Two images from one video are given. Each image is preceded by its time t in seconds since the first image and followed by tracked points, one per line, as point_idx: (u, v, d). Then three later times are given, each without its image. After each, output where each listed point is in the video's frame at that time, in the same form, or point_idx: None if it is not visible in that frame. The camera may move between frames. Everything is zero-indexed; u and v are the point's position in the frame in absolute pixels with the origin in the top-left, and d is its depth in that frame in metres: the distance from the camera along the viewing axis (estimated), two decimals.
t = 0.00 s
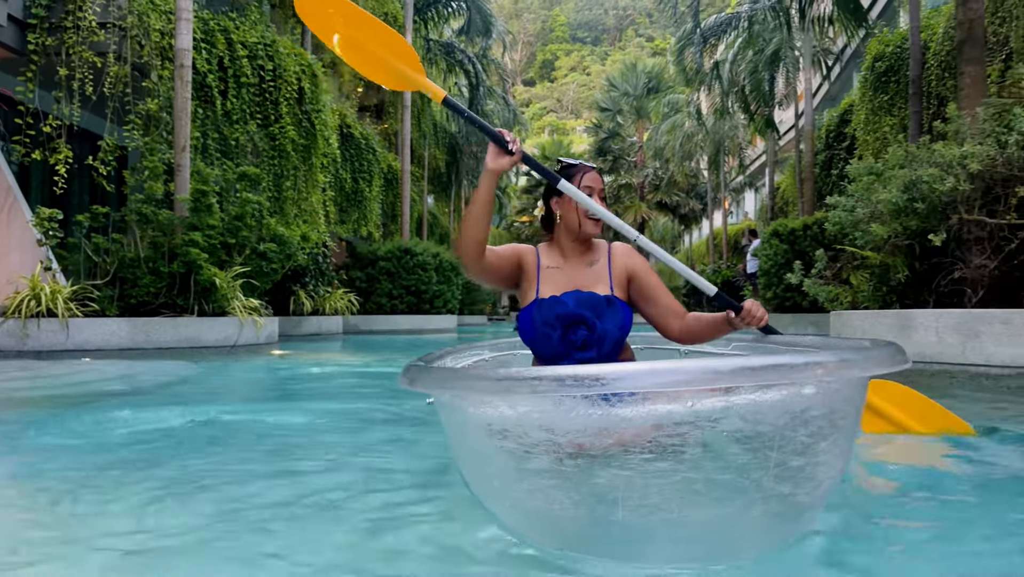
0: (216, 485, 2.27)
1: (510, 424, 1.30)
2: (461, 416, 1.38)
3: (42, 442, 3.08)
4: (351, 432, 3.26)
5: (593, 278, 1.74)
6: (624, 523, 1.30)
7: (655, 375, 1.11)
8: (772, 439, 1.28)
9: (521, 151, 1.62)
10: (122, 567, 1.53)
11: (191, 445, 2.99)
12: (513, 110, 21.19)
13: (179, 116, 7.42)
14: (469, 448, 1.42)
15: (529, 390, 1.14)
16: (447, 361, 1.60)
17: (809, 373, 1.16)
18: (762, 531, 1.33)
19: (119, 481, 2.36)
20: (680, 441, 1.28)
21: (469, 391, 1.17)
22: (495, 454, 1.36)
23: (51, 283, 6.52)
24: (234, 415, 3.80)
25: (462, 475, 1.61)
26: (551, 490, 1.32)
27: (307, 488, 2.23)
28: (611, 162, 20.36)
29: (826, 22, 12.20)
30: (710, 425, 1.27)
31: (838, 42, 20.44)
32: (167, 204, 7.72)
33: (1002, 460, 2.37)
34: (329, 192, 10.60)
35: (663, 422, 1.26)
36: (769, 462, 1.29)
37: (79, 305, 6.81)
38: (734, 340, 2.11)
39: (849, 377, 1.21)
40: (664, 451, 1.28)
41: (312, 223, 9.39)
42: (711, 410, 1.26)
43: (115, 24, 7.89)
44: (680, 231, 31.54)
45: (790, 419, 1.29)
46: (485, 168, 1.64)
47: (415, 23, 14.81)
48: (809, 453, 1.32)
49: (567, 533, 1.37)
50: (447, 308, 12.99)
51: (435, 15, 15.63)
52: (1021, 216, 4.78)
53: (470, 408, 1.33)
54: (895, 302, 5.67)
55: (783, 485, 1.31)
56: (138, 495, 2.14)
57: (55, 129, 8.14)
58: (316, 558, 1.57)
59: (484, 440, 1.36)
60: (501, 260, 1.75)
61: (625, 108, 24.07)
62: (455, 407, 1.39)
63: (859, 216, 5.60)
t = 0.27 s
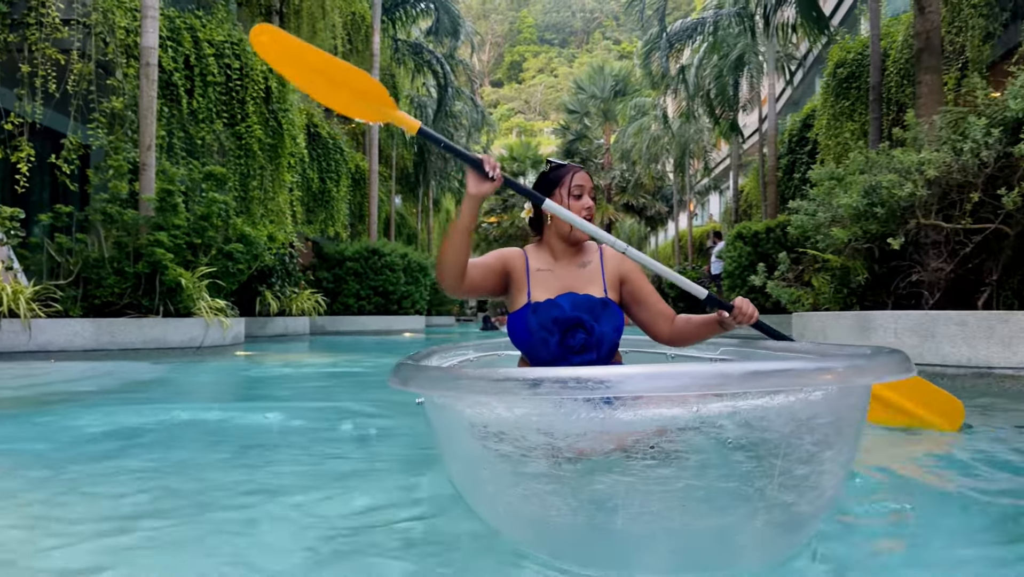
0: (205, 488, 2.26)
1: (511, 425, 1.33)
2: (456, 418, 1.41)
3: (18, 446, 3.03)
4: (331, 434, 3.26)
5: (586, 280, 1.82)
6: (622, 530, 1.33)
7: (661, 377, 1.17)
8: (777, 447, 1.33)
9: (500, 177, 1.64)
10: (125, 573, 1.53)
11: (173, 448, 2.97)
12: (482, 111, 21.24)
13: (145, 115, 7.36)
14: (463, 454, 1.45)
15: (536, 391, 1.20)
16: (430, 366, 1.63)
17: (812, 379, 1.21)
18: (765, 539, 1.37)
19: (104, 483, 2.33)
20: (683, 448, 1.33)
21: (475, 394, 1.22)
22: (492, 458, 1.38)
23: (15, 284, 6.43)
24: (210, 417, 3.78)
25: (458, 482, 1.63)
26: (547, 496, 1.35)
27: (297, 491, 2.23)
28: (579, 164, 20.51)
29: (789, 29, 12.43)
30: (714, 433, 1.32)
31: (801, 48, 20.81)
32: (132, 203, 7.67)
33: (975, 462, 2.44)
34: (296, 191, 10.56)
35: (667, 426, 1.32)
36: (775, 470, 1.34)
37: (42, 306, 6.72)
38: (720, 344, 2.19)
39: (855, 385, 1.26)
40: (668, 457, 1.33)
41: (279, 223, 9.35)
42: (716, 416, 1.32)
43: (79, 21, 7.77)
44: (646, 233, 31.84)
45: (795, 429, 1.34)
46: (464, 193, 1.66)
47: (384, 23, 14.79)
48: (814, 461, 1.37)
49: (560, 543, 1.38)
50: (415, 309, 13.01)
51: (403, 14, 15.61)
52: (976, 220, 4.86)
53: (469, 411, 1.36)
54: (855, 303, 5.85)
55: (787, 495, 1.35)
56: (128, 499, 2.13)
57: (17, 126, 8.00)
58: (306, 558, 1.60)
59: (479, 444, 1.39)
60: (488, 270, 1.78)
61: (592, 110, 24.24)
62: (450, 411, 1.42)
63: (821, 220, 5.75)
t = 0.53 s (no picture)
0: (204, 489, 2.24)
1: (525, 429, 1.36)
2: (467, 424, 1.44)
3: None
4: (317, 434, 3.26)
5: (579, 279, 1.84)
6: (637, 533, 1.36)
7: (684, 376, 1.20)
8: (795, 447, 1.37)
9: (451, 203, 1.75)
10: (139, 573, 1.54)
11: (159, 450, 2.95)
12: (449, 110, 21.23)
13: (110, 112, 7.25)
14: (472, 461, 1.48)
15: (553, 392, 1.24)
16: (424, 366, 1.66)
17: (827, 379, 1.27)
18: (782, 540, 1.41)
19: (97, 485, 2.31)
20: (700, 450, 1.35)
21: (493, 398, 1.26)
22: (502, 461, 1.41)
23: None
24: (189, 418, 3.76)
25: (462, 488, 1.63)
26: (559, 499, 1.37)
27: (299, 491, 2.22)
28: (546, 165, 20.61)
29: (753, 34, 12.62)
30: (732, 436, 1.35)
31: (765, 53, 21.15)
32: (97, 201, 7.59)
33: (956, 462, 2.50)
34: (263, 190, 10.49)
35: (685, 427, 1.34)
36: (792, 470, 1.37)
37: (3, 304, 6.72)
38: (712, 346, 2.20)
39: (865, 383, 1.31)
40: (687, 459, 1.35)
41: (246, 222, 9.27)
42: (736, 418, 1.34)
43: (41, 15, 7.59)
44: (610, 233, 32.08)
45: (809, 430, 1.38)
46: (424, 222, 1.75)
47: (351, 21, 14.71)
48: (830, 463, 1.41)
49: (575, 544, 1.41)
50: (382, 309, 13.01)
51: (371, 13, 15.55)
52: (933, 225, 4.97)
53: (481, 414, 1.39)
54: (815, 305, 6.08)
55: (803, 495, 1.40)
56: (126, 499, 2.13)
57: None
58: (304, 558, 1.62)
59: (489, 447, 1.42)
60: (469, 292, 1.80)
61: (559, 111, 24.36)
62: (459, 415, 1.45)
63: (784, 223, 5.89)
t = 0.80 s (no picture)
0: (175, 500, 2.13)
1: (542, 439, 1.18)
2: (479, 437, 1.26)
3: None
4: (292, 437, 3.16)
5: (556, 279, 1.82)
6: (677, 545, 1.19)
7: (726, 382, 1.02)
8: (834, 450, 1.20)
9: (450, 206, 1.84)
10: None
11: (126, 454, 2.82)
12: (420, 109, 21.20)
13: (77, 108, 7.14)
14: (488, 475, 1.31)
15: (589, 404, 1.06)
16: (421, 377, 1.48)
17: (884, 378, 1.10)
18: (826, 539, 1.24)
19: (61, 494, 2.18)
20: (739, 456, 1.17)
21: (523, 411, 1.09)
22: (527, 474, 1.24)
23: None
24: (158, 421, 3.64)
25: (478, 499, 1.54)
26: (593, 512, 1.21)
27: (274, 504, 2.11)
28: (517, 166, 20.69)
29: (721, 40, 12.81)
30: (776, 441, 1.17)
31: (733, 56, 21.39)
32: (63, 197, 7.48)
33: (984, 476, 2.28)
34: (231, 187, 10.36)
35: (724, 433, 1.16)
36: (832, 473, 1.21)
37: None
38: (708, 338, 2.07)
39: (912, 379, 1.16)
40: (724, 466, 1.17)
41: (214, 219, 9.12)
42: (777, 420, 1.16)
43: (7, 10, 7.50)
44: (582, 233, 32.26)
45: (851, 429, 1.21)
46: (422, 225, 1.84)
47: (322, 18, 14.64)
48: (866, 462, 1.25)
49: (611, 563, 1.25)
50: (351, 308, 12.99)
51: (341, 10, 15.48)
52: (895, 229, 5.11)
53: (491, 425, 1.21)
54: (781, 306, 6.28)
55: (841, 496, 1.23)
56: (86, 509, 2.01)
57: None
58: None
59: (510, 460, 1.25)
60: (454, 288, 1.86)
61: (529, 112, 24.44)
62: (469, 428, 1.27)
63: (751, 226, 6.03)
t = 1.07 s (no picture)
0: (159, 508, 2.11)
1: (551, 442, 1.15)
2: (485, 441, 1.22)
3: None
4: (275, 441, 3.14)
5: (551, 278, 1.89)
6: (688, 548, 1.14)
7: (737, 382, 0.99)
8: (848, 448, 1.16)
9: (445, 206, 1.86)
10: None
11: (105, 457, 2.79)
12: (396, 109, 21.16)
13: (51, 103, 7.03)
14: (494, 481, 1.27)
15: (602, 405, 1.03)
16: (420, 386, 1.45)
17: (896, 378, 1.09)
18: (836, 546, 1.20)
19: (42, 501, 2.16)
20: (753, 456, 1.13)
21: (532, 412, 1.07)
22: (535, 479, 1.20)
23: None
24: (135, 421, 3.61)
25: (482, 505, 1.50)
26: (603, 515, 1.16)
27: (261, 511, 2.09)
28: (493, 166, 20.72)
29: (695, 44, 12.97)
30: (789, 441, 1.13)
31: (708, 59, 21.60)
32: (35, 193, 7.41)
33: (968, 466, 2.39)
34: (206, 184, 10.28)
35: (736, 432, 1.12)
36: (845, 473, 1.17)
37: None
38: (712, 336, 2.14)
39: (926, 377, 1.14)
40: (737, 466, 1.13)
41: (188, 217, 9.02)
42: (791, 419, 1.12)
43: None
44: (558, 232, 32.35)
45: (865, 428, 1.17)
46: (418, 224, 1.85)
47: (297, 16, 14.57)
48: (881, 461, 1.22)
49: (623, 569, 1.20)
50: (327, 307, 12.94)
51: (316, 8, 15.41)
52: (865, 232, 5.28)
53: (498, 429, 1.17)
54: (754, 306, 6.47)
55: (856, 496, 1.19)
56: (70, 521, 1.97)
57: None
58: None
59: (517, 465, 1.20)
60: (446, 285, 1.90)
61: (506, 112, 24.47)
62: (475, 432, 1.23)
63: (725, 228, 6.19)
